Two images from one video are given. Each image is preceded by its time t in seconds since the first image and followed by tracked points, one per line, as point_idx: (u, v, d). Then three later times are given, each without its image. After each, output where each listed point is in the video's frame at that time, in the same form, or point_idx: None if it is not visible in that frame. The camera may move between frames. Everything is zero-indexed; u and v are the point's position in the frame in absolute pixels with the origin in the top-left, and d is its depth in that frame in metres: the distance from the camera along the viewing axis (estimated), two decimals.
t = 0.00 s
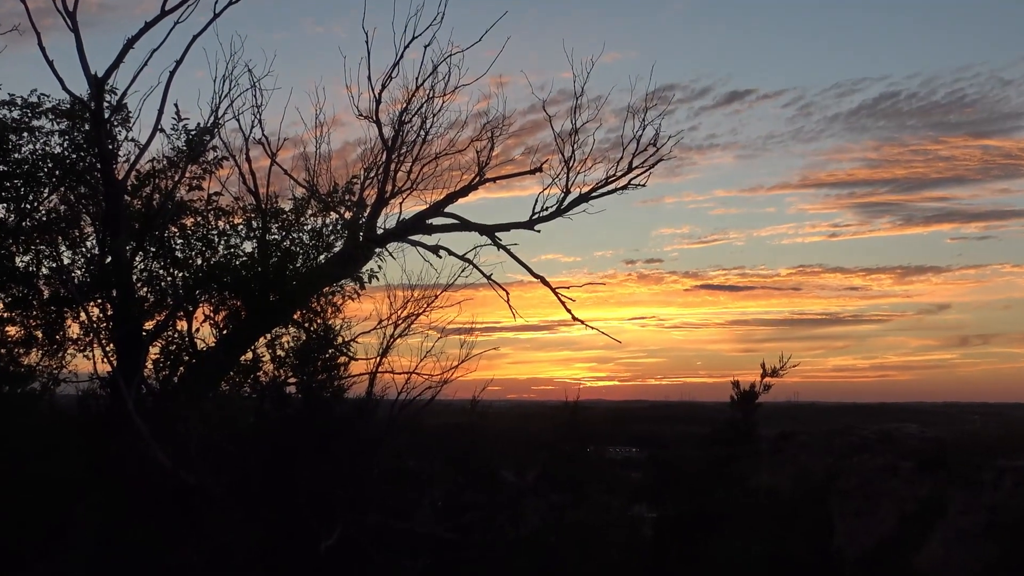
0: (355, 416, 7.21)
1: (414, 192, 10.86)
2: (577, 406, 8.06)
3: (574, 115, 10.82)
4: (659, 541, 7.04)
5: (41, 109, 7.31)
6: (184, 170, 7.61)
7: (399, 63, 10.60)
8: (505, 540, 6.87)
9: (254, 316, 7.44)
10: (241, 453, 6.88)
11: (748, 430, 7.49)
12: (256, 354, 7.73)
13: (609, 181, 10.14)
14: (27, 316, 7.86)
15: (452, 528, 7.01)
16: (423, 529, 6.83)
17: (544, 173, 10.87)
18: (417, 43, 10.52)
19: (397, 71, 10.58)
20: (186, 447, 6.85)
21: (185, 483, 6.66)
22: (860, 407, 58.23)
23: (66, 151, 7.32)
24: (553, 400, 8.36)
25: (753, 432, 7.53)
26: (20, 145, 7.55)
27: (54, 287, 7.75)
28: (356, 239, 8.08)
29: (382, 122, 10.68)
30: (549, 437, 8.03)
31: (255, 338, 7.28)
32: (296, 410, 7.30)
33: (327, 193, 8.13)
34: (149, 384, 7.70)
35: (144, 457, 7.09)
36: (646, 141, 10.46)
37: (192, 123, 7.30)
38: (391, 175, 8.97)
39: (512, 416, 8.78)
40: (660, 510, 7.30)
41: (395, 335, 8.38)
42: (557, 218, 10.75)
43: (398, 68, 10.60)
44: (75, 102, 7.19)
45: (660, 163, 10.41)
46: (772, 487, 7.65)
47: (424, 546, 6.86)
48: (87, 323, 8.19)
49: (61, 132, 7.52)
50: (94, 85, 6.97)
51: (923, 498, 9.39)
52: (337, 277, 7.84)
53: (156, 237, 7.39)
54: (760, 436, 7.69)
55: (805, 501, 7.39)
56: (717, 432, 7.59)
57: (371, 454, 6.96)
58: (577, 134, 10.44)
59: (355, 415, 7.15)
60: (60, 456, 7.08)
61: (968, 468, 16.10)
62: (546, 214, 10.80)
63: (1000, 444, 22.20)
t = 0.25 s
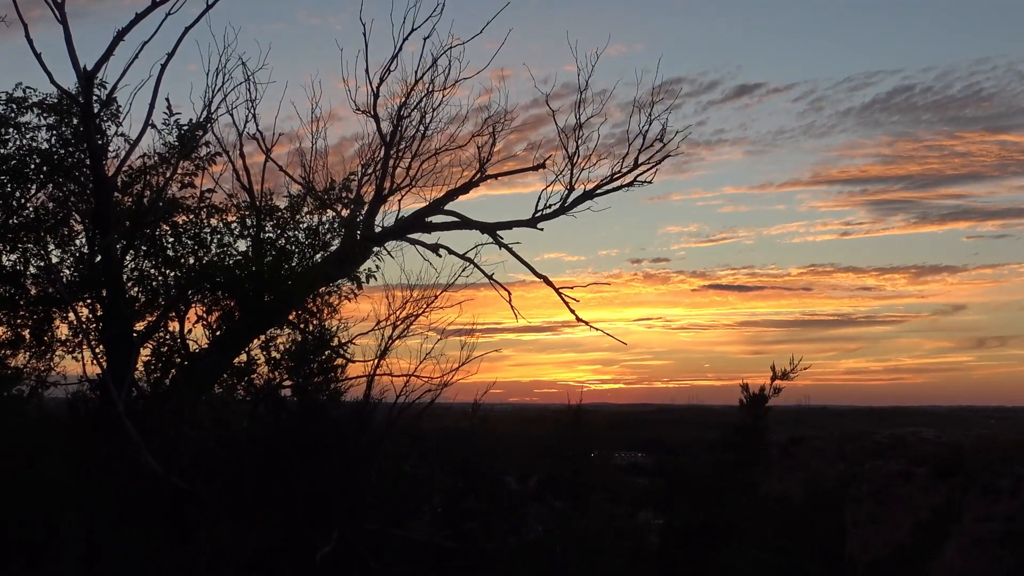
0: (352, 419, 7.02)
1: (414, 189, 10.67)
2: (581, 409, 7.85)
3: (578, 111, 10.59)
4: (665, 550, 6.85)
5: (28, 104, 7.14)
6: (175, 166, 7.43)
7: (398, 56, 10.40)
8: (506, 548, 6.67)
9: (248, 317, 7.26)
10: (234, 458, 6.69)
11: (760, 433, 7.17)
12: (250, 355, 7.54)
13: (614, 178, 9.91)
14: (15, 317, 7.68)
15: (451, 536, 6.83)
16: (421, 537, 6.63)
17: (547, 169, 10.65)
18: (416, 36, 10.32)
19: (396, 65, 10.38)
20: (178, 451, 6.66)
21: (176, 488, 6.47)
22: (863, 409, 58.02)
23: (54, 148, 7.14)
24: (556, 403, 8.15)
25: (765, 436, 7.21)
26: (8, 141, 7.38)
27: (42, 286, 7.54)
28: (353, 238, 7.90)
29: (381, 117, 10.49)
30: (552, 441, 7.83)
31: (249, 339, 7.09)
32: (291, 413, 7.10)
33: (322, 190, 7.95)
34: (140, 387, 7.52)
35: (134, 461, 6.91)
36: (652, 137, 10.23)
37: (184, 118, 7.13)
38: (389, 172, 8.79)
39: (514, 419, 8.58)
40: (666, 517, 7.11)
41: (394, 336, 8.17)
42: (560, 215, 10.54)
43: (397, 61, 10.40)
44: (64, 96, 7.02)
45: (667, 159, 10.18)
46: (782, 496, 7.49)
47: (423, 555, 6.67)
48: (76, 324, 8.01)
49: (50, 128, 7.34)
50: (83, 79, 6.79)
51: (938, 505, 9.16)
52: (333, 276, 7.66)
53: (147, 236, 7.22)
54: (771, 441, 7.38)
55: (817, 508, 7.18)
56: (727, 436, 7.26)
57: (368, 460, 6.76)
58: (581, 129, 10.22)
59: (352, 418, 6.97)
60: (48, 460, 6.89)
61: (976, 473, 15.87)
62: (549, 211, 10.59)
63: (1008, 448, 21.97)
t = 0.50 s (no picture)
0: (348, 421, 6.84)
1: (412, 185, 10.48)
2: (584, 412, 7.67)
3: (581, 106, 10.38)
4: (671, 557, 6.68)
5: (15, 97, 6.96)
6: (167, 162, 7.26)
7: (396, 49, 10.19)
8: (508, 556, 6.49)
9: (241, 316, 7.08)
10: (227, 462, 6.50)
11: (766, 437, 7.06)
12: (244, 356, 7.35)
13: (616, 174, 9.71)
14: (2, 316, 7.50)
15: (450, 543, 6.65)
16: (420, 544, 6.45)
17: (549, 164, 10.45)
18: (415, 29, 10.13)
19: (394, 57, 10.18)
20: (169, 454, 6.47)
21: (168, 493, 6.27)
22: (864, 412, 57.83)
23: (42, 142, 6.97)
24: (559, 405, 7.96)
25: (772, 441, 7.10)
26: None
27: (30, 285, 7.37)
28: (348, 235, 7.73)
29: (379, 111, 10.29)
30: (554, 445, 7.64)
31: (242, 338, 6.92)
32: (285, 416, 6.92)
33: (318, 186, 7.78)
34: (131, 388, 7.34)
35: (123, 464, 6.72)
36: (657, 132, 10.01)
37: (176, 112, 6.96)
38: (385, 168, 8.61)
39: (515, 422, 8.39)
40: (672, 524, 6.93)
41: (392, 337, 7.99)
42: (561, 211, 10.33)
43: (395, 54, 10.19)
44: (52, 90, 6.85)
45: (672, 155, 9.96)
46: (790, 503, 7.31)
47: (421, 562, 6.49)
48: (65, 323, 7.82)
49: (38, 123, 7.16)
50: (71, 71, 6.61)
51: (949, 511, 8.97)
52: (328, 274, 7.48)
53: (138, 233, 7.04)
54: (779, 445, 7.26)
55: (826, 515, 7.01)
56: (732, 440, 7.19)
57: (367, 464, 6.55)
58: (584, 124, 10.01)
59: (348, 420, 6.79)
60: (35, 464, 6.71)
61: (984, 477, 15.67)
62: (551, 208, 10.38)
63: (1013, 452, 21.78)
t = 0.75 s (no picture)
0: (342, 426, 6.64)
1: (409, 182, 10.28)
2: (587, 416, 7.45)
3: (583, 100, 10.16)
4: (676, 566, 6.48)
5: None
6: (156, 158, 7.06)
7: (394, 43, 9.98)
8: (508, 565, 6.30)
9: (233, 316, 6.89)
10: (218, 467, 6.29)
11: (774, 443, 6.90)
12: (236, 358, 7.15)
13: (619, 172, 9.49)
14: None
15: (447, 552, 6.46)
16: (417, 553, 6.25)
17: (550, 160, 10.22)
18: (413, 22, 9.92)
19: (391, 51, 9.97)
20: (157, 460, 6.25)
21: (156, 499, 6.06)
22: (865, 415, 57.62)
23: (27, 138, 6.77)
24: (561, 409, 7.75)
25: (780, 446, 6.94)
26: None
27: (14, 286, 7.17)
28: (343, 233, 7.53)
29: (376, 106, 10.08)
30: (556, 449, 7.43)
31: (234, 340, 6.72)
32: (278, 419, 6.71)
33: (311, 183, 7.59)
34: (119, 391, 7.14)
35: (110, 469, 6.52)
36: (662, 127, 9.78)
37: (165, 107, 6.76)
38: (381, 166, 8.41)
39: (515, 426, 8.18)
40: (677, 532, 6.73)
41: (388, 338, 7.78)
42: (562, 209, 10.12)
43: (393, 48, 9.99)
44: (38, 84, 6.65)
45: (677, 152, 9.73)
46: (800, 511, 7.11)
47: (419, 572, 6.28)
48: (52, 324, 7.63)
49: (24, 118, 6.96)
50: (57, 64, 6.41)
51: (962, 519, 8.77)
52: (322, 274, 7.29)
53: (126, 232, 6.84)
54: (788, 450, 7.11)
55: (837, 524, 6.81)
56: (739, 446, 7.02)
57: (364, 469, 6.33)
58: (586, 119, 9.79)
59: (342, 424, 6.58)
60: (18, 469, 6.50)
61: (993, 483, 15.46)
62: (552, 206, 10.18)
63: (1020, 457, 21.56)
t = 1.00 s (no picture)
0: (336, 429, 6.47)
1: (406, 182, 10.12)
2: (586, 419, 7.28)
3: (583, 99, 10.02)
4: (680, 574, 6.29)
5: None
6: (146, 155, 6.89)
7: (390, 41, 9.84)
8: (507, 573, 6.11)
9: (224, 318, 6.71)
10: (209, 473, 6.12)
11: (780, 447, 6.74)
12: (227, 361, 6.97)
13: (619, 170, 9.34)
14: None
15: (446, 560, 6.26)
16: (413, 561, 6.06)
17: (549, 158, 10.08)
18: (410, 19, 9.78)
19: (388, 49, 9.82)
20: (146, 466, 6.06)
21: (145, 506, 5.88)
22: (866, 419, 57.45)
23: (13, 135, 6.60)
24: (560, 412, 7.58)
25: (786, 451, 6.76)
26: None
27: None
28: (337, 233, 7.37)
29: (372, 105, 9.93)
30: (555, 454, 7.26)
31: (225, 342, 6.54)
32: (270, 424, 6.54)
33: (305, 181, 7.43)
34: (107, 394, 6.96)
35: (98, 475, 6.33)
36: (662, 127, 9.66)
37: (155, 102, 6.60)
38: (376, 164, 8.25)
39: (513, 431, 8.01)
40: (680, 539, 6.54)
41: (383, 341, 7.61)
42: (561, 209, 9.97)
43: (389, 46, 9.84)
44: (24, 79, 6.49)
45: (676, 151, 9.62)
46: (805, 518, 6.93)
47: None
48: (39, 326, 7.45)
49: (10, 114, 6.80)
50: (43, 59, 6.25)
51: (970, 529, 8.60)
52: (316, 275, 7.12)
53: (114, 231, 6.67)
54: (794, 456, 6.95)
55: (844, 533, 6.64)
56: (744, 451, 6.84)
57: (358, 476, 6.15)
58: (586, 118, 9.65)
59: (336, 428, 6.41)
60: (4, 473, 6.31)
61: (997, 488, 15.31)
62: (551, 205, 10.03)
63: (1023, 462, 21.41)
